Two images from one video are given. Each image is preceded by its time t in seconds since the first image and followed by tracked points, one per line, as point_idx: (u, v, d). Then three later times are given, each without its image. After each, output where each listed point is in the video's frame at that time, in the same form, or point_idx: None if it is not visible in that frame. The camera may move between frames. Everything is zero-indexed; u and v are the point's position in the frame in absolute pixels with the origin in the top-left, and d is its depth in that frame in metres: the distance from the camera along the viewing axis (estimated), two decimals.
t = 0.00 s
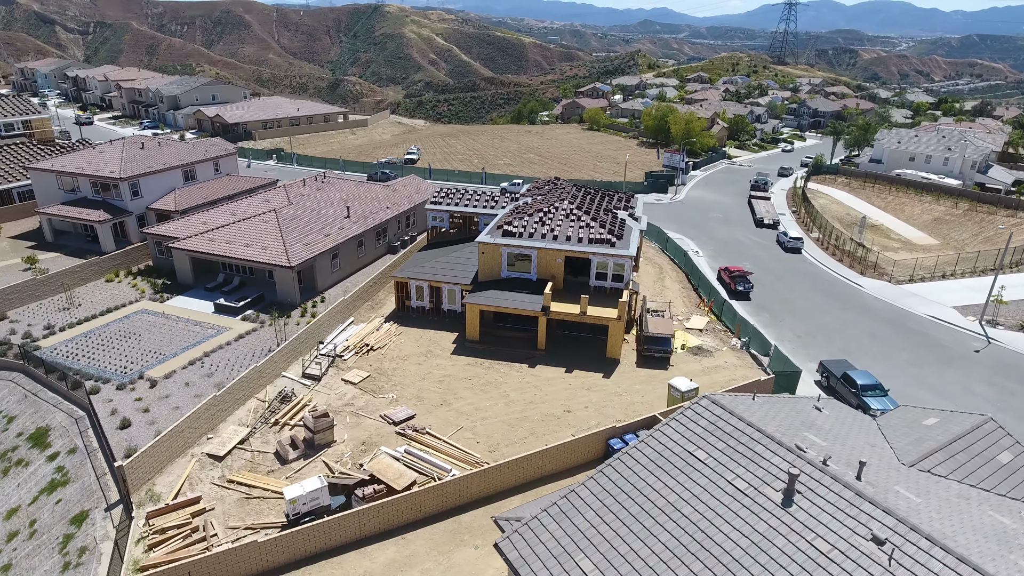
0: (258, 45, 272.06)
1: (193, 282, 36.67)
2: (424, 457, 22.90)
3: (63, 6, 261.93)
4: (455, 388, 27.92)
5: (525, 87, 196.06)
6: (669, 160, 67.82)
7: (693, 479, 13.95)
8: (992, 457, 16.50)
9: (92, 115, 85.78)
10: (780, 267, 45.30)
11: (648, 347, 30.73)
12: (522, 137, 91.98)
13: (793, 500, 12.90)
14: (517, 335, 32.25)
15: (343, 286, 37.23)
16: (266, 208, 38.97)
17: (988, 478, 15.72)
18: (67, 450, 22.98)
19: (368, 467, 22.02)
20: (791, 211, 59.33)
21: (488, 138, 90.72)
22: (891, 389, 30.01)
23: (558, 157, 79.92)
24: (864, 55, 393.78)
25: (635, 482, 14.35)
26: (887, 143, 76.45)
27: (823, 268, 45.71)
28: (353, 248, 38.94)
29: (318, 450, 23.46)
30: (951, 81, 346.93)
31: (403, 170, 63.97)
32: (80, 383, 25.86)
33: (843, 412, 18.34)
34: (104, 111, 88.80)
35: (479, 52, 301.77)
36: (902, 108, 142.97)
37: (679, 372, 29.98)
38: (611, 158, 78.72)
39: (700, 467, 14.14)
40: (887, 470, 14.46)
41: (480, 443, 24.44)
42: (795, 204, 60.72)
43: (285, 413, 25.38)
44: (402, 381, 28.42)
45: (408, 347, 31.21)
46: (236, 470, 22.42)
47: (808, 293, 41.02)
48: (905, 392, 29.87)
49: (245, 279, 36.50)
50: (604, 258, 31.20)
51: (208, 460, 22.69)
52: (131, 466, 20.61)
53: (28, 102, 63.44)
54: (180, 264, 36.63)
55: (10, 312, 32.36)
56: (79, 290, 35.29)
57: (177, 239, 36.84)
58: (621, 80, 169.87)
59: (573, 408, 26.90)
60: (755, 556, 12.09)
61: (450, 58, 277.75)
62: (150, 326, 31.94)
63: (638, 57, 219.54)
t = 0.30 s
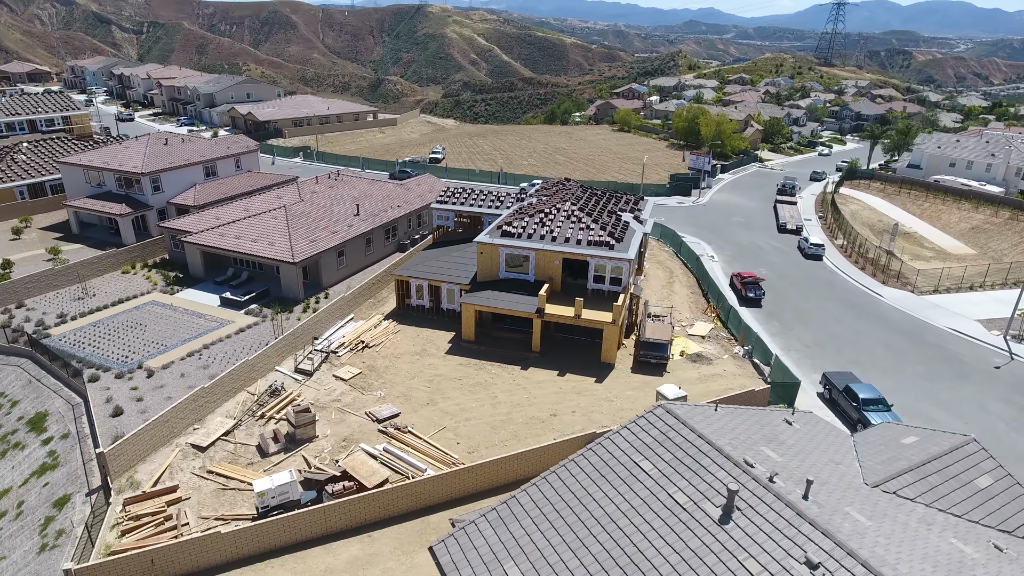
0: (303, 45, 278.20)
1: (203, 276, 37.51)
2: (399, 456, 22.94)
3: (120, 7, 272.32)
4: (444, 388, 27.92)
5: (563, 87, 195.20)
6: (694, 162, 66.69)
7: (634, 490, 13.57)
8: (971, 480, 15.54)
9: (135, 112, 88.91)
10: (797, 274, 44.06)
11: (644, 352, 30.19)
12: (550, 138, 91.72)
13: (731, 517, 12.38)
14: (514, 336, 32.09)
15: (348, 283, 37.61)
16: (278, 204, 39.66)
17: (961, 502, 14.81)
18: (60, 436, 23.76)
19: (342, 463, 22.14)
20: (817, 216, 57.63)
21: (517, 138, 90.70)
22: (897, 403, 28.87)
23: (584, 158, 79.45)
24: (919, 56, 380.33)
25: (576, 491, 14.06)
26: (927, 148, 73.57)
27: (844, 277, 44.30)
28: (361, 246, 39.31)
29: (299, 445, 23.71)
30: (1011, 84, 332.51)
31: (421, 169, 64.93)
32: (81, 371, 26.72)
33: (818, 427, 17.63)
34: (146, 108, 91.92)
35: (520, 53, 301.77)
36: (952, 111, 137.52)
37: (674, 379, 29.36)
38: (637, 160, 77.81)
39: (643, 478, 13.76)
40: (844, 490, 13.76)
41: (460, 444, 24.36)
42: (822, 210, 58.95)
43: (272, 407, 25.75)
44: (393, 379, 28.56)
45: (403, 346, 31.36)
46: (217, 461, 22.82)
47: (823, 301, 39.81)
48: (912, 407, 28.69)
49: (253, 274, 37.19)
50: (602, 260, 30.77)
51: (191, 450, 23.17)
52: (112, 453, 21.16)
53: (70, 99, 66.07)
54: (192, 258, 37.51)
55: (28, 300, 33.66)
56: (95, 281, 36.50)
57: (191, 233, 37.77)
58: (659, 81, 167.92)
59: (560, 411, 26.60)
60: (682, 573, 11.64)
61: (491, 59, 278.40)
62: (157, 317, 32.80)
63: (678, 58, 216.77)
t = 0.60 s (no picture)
0: (346, 45, 283.11)
1: (214, 269, 38.34)
2: (376, 453, 23.04)
3: (173, 8, 281.50)
4: (432, 388, 27.95)
5: (600, 88, 193.84)
6: (720, 164, 65.48)
7: (569, 498, 13.27)
8: (940, 504, 14.72)
9: (174, 109, 91.73)
10: (813, 282, 42.83)
11: (639, 358, 29.67)
12: (578, 138, 91.22)
13: (660, 531, 11.99)
14: (509, 337, 31.94)
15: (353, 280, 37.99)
16: (289, 201, 40.32)
17: (925, 526, 14.01)
18: (55, 421, 24.55)
19: (318, 459, 22.32)
20: (844, 222, 55.89)
21: (544, 139, 90.44)
22: (901, 418, 27.81)
23: (609, 159, 78.79)
24: (976, 58, 365.55)
25: (514, 496, 13.83)
26: (968, 153, 70.63)
27: (863, 285, 42.86)
28: (368, 243, 39.66)
29: (280, 438, 24.01)
30: None
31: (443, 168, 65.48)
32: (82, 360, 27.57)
33: (787, 441, 16.97)
34: (185, 106, 94.73)
35: (561, 53, 300.40)
36: (1006, 116, 131.81)
37: (668, 386, 28.77)
38: (664, 163, 76.78)
39: (580, 486, 13.44)
40: (792, 509, 13.17)
41: (440, 444, 24.33)
42: (849, 216, 57.14)
43: (261, 400, 26.14)
44: (383, 376, 28.72)
45: (399, 344, 31.51)
46: (200, 451, 23.26)
47: (837, 309, 38.61)
48: (916, 422, 27.58)
49: (262, 269, 37.85)
50: (598, 263, 30.36)
51: (176, 439, 23.67)
52: (96, 440, 21.74)
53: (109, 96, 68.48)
54: (204, 252, 38.37)
55: (45, 289, 34.90)
56: (111, 271, 37.61)
57: (204, 228, 38.68)
58: (697, 82, 165.45)
59: (545, 415, 26.34)
60: None
61: (531, 59, 278.19)
62: (164, 309, 33.66)
63: (720, 59, 213.22)
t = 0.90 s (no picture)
0: (387, 44, 287.09)
1: (223, 264, 39.13)
2: (351, 449, 23.20)
3: (221, 9, 289.44)
4: (419, 386, 28.00)
5: (637, 89, 192.06)
6: (744, 167, 64.19)
7: (499, 503, 13.07)
8: (897, 526, 13.95)
9: (209, 106, 94.25)
10: (828, 289, 41.55)
11: (631, 362, 29.19)
12: (605, 139, 90.53)
13: (580, 540, 11.70)
14: (503, 338, 31.78)
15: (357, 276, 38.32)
16: (298, 197, 40.90)
17: (876, 548, 13.26)
18: (51, 406, 25.38)
19: (293, 452, 22.58)
20: (869, 228, 54.09)
21: (571, 139, 89.99)
22: (900, 434, 26.76)
23: (634, 160, 77.98)
24: None
25: (448, 497, 13.67)
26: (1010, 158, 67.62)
27: (881, 293, 41.39)
28: (374, 241, 39.97)
29: (262, 431, 24.33)
30: None
31: (461, 168, 65.57)
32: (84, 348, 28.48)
33: (747, 454, 16.38)
34: (221, 103, 97.22)
35: (600, 53, 298.09)
36: None
37: (659, 392, 28.23)
38: (689, 165, 75.58)
39: (513, 491, 13.20)
40: (729, 523, 12.69)
41: (418, 443, 24.32)
42: (876, 222, 55.27)
43: (249, 392, 26.55)
44: (372, 373, 28.90)
45: (392, 341, 31.67)
46: (182, 441, 23.71)
47: (849, 318, 37.40)
48: (917, 438, 26.51)
49: (268, 264, 38.46)
50: (592, 264, 29.95)
51: (161, 428, 24.20)
52: (81, 426, 22.37)
53: (143, 93, 70.68)
54: (214, 246, 39.19)
55: (61, 279, 36.11)
56: (125, 263, 38.71)
57: (215, 222, 39.53)
58: (736, 83, 162.58)
59: (528, 417, 26.11)
60: None
61: (570, 59, 277.10)
62: (170, 301, 34.49)
63: (761, 60, 209.05)
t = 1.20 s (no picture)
0: (425, 44, 289.91)
1: (231, 258, 39.88)
2: (327, 444, 23.39)
3: (265, 10, 296.07)
4: (405, 384, 28.12)
5: (672, 90, 189.67)
6: (769, 171, 62.81)
7: (425, 504, 12.98)
8: (844, 546, 13.29)
9: (242, 104, 96.44)
10: (841, 298, 40.32)
11: (620, 367, 28.76)
12: (630, 141, 89.70)
13: (494, 546, 11.51)
14: (496, 338, 31.69)
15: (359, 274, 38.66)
16: (306, 194, 41.46)
17: (817, 568, 12.63)
18: (47, 393, 26.21)
19: (269, 446, 22.87)
20: (893, 235, 52.31)
21: (595, 141, 89.38)
22: (896, 449, 25.87)
23: (657, 163, 77.08)
24: None
25: (379, 496, 13.63)
26: None
27: (896, 303, 40.02)
28: (378, 238, 40.25)
29: (244, 424, 24.72)
30: None
31: (479, 167, 65.72)
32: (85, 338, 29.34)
33: (701, 465, 15.88)
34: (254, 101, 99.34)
35: (638, 53, 295.25)
36: None
37: (646, 398, 27.76)
38: (713, 168, 74.31)
39: (440, 493, 13.07)
40: (657, 535, 12.32)
41: (395, 440, 24.39)
42: (901, 229, 53.45)
43: (237, 385, 27.00)
44: (361, 370, 29.12)
45: (386, 338, 31.89)
46: (166, 431, 24.25)
47: (858, 328, 36.24)
48: (913, 455, 25.59)
49: (274, 259, 39.09)
50: (584, 266, 29.60)
51: (148, 418, 24.80)
52: (67, 413, 23.02)
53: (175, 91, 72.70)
54: (223, 241, 40.00)
55: (75, 270, 37.30)
56: (138, 256, 39.78)
57: (224, 218, 40.34)
58: (773, 84, 159.28)
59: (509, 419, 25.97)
60: None
61: (608, 60, 275.00)
62: (176, 293, 35.32)
63: (802, 61, 204.21)
